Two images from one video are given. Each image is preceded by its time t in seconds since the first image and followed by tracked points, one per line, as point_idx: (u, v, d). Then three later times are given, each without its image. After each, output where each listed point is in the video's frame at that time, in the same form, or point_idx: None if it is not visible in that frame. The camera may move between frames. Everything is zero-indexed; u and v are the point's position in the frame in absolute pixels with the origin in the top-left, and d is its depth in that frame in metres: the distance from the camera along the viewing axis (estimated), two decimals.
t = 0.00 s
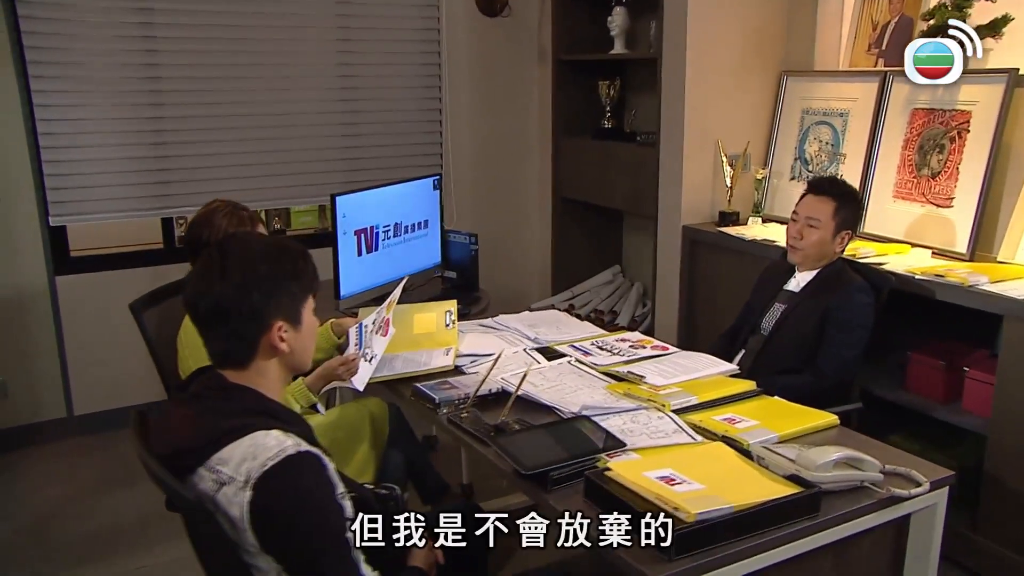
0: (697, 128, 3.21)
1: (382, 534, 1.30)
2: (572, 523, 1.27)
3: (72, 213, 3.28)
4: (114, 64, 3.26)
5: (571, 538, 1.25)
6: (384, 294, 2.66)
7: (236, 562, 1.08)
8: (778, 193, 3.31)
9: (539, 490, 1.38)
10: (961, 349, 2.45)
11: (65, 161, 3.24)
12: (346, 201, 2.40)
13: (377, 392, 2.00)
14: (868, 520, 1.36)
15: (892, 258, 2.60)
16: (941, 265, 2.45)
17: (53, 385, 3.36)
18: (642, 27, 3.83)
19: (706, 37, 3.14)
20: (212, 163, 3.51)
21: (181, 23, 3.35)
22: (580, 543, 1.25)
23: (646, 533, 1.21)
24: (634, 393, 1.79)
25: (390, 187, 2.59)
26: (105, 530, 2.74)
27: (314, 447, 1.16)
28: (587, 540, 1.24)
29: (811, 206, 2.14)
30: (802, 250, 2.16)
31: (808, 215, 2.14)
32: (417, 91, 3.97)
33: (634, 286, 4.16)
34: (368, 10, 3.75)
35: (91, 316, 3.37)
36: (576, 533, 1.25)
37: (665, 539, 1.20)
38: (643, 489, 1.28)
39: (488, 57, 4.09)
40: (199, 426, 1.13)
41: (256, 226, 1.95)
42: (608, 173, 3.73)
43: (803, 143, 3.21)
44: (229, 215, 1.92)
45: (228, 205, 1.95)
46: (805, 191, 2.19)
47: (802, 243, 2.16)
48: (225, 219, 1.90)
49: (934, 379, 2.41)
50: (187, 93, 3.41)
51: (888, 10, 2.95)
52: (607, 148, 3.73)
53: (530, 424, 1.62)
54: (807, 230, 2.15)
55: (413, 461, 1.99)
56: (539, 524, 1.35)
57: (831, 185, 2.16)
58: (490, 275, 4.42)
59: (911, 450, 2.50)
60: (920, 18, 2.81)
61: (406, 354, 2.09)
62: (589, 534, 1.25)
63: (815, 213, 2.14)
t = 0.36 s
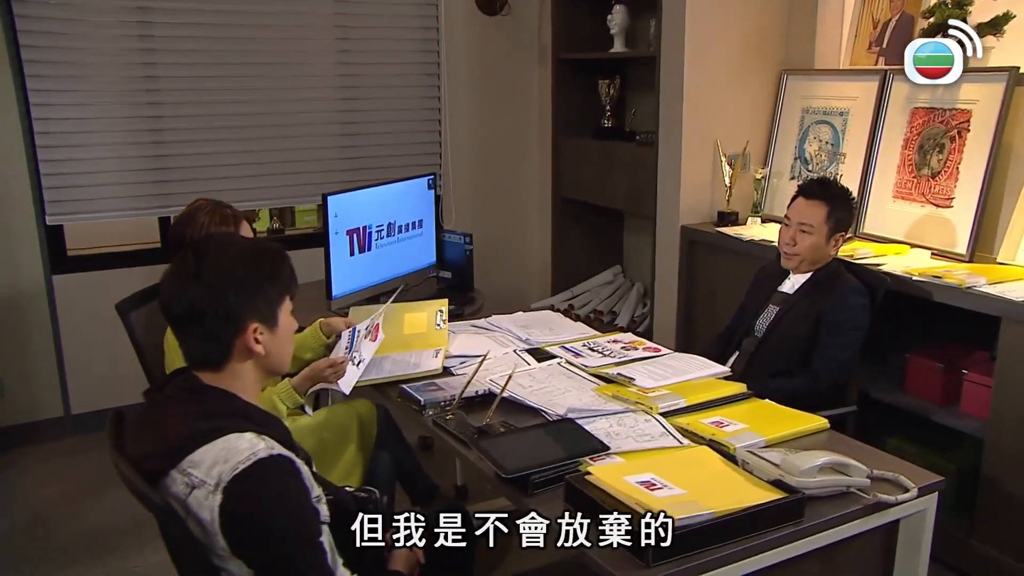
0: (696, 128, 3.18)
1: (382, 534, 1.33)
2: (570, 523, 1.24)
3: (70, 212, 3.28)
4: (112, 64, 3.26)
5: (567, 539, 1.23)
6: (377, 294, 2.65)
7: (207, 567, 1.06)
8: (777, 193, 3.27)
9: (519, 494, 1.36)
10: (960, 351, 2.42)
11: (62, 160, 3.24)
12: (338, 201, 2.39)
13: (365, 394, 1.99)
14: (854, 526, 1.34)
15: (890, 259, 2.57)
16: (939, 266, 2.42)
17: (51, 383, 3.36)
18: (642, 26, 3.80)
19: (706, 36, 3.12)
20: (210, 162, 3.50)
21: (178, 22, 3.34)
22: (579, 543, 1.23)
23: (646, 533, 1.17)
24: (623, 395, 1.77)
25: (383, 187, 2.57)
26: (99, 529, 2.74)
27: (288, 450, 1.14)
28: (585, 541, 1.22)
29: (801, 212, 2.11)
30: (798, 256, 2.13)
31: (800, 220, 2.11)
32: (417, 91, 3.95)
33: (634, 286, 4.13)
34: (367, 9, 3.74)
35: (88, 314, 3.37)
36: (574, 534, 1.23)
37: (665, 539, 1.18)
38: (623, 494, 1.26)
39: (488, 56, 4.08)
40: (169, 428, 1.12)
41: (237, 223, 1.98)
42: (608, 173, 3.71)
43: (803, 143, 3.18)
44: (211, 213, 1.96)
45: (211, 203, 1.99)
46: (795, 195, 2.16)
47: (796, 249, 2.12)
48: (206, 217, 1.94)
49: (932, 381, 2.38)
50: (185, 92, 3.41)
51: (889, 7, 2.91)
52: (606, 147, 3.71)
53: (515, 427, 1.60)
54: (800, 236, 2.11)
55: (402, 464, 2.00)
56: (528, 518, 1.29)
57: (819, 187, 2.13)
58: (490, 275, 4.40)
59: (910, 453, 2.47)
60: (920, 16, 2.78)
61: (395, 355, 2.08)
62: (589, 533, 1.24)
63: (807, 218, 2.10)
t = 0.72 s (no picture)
0: (704, 126, 3.16)
1: (381, 533, 1.32)
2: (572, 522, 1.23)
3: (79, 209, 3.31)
4: (121, 62, 3.29)
5: (566, 539, 1.22)
6: (381, 292, 2.65)
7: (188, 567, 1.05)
8: (787, 192, 3.24)
9: (507, 496, 1.35)
10: (970, 353, 2.38)
11: (73, 158, 3.28)
12: (341, 200, 2.39)
13: (364, 392, 1.97)
14: (848, 532, 1.31)
15: (899, 259, 2.53)
16: (948, 267, 2.38)
17: (61, 378, 3.39)
18: (652, 24, 3.78)
19: (715, 34, 3.09)
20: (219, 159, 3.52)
21: (187, 21, 3.37)
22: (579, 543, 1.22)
23: (646, 533, 1.15)
24: (620, 396, 1.75)
25: (387, 185, 2.57)
26: (104, 524, 2.76)
27: (271, 449, 1.14)
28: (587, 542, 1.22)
29: (797, 209, 2.11)
30: (792, 255, 2.12)
31: (794, 217, 2.11)
32: (423, 89, 3.99)
33: (644, 285, 4.10)
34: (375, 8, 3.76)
35: (98, 310, 3.40)
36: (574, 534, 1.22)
37: (665, 539, 1.16)
38: (611, 496, 1.25)
39: (497, 53, 4.07)
40: (151, 427, 1.11)
41: (237, 219, 1.99)
42: (617, 171, 3.69)
43: (813, 141, 3.14)
44: (211, 209, 1.97)
45: (210, 200, 2.01)
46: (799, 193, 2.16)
47: (791, 247, 2.13)
48: (206, 213, 1.96)
49: (941, 384, 2.34)
50: (194, 90, 3.44)
51: (901, 4, 2.87)
52: (615, 146, 3.69)
53: (509, 427, 1.59)
54: (794, 234, 2.11)
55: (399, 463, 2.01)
56: (526, 518, 1.27)
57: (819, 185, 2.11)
58: (499, 273, 4.39)
59: (919, 457, 2.43)
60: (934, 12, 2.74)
61: (394, 353, 2.07)
62: (589, 533, 1.22)
63: (800, 216, 2.10)
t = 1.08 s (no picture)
0: (719, 124, 3.13)
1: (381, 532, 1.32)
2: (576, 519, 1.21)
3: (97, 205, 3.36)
4: (138, 59, 3.33)
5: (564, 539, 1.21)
6: (390, 290, 2.65)
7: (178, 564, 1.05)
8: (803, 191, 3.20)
9: (503, 495, 1.34)
10: (986, 356, 2.33)
11: (90, 154, 3.33)
12: (349, 197, 2.40)
13: (369, 391, 1.97)
14: (847, 537, 1.29)
15: (913, 259, 2.49)
16: (963, 268, 2.34)
17: (77, 372, 3.44)
18: (668, 21, 3.76)
19: (730, 31, 3.06)
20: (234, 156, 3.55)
21: (204, 19, 3.40)
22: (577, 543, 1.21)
23: (646, 533, 1.14)
24: (623, 396, 1.74)
25: (396, 183, 2.58)
26: (116, 517, 2.79)
27: (262, 446, 1.14)
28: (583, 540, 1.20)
29: (794, 208, 2.13)
30: (795, 254, 2.13)
31: (792, 216, 2.13)
32: (438, 87, 4.00)
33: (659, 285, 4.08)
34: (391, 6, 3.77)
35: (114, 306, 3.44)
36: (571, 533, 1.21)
37: (664, 539, 1.16)
38: (605, 498, 1.24)
39: (513, 51, 4.07)
40: (143, 423, 1.12)
41: (242, 216, 2.02)
42: (631, 170, 3.67)
43: (829, 140, 3.10)
44: (218, 205, 2.00)
45: (217, 197, 2.03)
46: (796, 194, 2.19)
47: (791, 246, 2.14)
48: (213, 209, 1.99)
49: (955, 387, 2.29)
50: (210, 88, 3.48)
51: None
52: (630, 144, 3.67)
53: (509, 426, 1.58)
54: (793, 232, 2.13)
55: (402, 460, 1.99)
56: (527, 517, 1.26)
57: (815, 183, 2.14)
58: (513, 271, 4.39)
59: (932, 461, 2.39)
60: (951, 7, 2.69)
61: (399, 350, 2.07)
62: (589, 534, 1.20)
63: (797, 214, 2.12)
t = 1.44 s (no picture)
0: (734, 121, 3.10)
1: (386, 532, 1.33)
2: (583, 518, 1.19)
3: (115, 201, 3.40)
4: (156, 57, 3.36)
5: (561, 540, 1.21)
6: (401, 287, 2.66)
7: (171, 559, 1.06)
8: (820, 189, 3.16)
9: (500, 494, 1.34)
10: (1003, 358, 2.29)
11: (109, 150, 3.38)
12: (359, 193, 2.42)
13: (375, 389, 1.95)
14: (848, 541, 1.27)
15: (930, 259, 2.45)
16: (979, 268, 2.30)
17: (94, 366, 3.48)
18: (684, 17, 3.73)
19: (746, 27, 3.02)
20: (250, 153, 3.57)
21: (221, 16, 3.43)
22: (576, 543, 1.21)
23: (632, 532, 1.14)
24: (627, 395, 1.73)
25: (407, 180, 2.59)
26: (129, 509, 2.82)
27: (256, 442, 1.14)
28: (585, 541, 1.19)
29: (805, 207, 2.11)
30: (809, 253, 2.11)
31: (803, 215, 2.11)
32: (453, 84, 4.00)
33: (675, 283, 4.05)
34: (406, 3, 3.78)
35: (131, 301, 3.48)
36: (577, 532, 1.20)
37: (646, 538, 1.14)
38: (599, 497, 1.23)
39: (529, 48, 4.06)
40: (138, 419, 1.13)
41: (252, 214, 2.03)
42: (647, 168, 3.65)
43: (846, 137, 3.06)
44: (228, 202, 2.01)
45: (228, 193, 2.03)
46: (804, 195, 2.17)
47: (805, 245, 2.12)
48: (223, 205, 1.99)
49: (971, 390, 2.25)
50: (227, 85, 3.51)
51: None
52: (645, 141, 3.65)
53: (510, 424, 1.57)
54: (806, 231, 2.11)
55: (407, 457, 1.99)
56: (550, 516, 1.25)
57: (822, 183, 2.13)
58: (528, 269, 4.38)
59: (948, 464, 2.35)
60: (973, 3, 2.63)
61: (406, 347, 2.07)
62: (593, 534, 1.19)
63: (809, 212, 2.10)
